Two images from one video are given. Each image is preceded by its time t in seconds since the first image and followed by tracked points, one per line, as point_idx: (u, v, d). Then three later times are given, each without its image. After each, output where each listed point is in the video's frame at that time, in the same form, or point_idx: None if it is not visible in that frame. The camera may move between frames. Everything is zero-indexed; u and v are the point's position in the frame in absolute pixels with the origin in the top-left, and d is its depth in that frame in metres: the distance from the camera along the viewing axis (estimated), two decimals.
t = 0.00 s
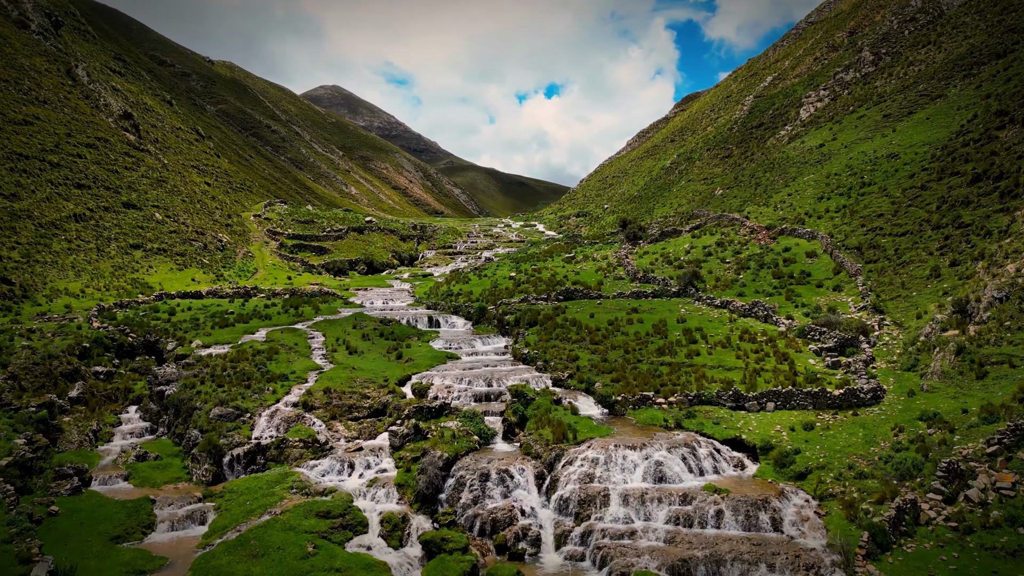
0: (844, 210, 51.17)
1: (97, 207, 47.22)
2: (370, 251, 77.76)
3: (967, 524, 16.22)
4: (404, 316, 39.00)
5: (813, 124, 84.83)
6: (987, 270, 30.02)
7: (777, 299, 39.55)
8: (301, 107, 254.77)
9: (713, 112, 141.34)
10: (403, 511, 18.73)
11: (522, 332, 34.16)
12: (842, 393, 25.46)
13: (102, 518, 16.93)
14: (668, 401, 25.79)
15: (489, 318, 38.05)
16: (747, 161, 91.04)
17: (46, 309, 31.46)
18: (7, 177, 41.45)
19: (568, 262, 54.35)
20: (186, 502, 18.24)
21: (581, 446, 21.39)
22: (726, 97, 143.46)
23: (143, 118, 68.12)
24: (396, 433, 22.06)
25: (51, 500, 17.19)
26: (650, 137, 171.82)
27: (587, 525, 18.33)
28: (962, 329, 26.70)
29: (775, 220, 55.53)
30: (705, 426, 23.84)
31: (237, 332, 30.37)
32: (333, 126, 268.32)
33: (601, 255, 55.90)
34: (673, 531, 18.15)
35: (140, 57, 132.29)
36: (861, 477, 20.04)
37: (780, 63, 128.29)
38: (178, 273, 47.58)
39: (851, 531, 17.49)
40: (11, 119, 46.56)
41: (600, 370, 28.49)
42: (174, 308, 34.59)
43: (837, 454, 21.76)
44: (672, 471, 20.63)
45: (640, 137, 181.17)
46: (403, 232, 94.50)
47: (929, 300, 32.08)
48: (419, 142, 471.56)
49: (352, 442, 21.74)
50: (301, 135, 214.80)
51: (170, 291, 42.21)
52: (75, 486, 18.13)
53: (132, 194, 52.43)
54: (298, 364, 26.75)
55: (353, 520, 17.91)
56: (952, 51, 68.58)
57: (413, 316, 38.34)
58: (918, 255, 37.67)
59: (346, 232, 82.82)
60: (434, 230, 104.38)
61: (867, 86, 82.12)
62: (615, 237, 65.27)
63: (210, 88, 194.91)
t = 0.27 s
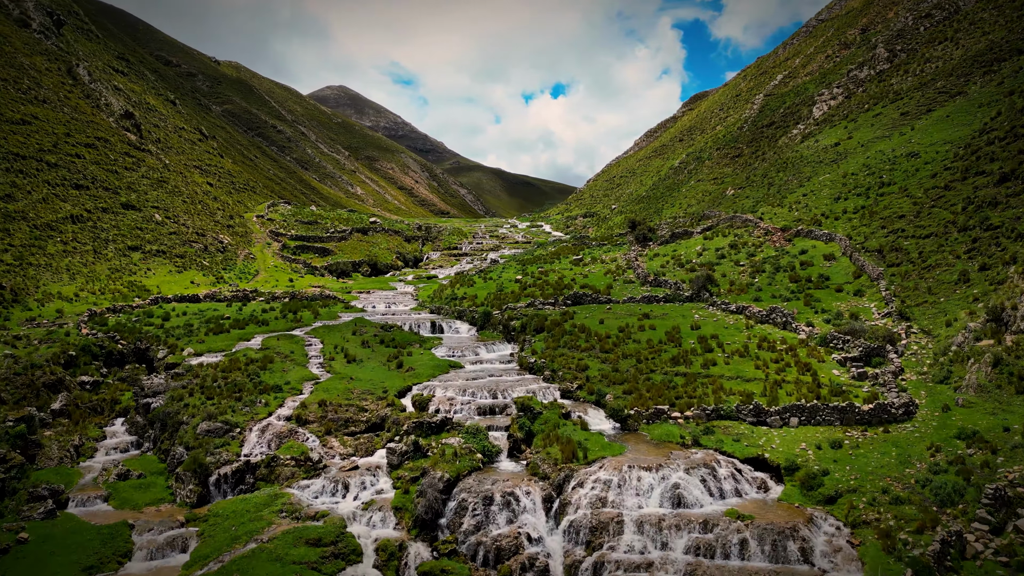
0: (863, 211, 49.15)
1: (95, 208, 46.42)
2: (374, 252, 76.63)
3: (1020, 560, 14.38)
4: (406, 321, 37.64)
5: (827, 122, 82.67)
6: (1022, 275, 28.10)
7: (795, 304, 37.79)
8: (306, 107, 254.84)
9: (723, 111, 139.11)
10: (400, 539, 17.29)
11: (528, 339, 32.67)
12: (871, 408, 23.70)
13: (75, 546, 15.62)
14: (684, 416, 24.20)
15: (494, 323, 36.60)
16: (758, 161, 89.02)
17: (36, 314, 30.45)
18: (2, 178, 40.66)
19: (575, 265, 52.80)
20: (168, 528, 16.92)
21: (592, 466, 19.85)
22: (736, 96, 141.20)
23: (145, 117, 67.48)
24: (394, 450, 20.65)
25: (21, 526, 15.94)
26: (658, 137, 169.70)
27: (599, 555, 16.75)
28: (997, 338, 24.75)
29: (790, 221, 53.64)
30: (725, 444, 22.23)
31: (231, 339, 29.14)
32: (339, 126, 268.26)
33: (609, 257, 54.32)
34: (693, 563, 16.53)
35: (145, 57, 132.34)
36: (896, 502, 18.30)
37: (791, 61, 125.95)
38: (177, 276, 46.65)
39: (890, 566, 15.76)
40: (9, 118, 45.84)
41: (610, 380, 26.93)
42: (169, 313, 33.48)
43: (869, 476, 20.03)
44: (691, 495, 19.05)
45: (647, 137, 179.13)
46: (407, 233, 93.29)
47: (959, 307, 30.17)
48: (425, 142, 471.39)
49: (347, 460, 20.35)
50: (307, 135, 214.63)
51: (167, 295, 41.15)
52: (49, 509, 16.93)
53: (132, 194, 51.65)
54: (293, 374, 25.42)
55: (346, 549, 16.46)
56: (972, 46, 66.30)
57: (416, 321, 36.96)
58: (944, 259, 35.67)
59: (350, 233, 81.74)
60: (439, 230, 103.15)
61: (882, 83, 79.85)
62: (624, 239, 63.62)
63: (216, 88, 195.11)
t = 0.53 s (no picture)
0: (882, 212, 47.06)
1: (92, 209, 45.63)
2: (378, 254, 75.47)
3: None
4: (409, 326, 36.26)
5: (840, 120, 80.50)
6: None
7: (815, 310, 36.01)
8: (313, 107, 254.97)
9: (732, 109, 136.80)
10: (397, 570, 15.81)
11: (535, 346, 31.20)
12: (905, 425, 21.92)
13: None
14: (702, 432, 22.62)
15: (499, 329, 35.15)
16: (770, 160, 86.99)
17: (25, 319, 29.42)
18: None
19: (583, 267, 51.23)
20: (145, 556, 15.45)
21: (604, 489, 18.29)
22: (745, 94, 138.86)
23: (146, 117, 67.08)
24: (392, 469, 19.24)
25: None
26: (666, 136, 167.59)
27: None
28: None
29: (806, 222, 51.72)
30: (747, 464, 20.60)
31: (225, 346, 27.90)
32: (345, 126, 268.25)
33: (618, 259, 52.70)
34: None
35: (151, 58, 132.41)
36: (939, 532, 16.48)
37: (801, 59, 123.56)
38: (176, 278, 45.73)
39: None
40: (6, 118, 45.19)
41: (622, 392, 25.36)
42: (164, 318, 32.35)
43: (906, 501, 18.25)
44: (713, 522, 17.43)
45: (655, 136, 176.95)
46: (412, 234, 92.10)
47: (993, 314, 28.25)
48: (431, 142, 471.16)
49: (341, 480, 18.95)
50: (312, 135, 214.51)
51: (164, 298, 40.11)
52: (19, 535, 15.58)
53: (131, 195, 50.91)
54: (286, 384, 24.08)
55: None
56: (992, 41, 64.00)
57: (419, 327, 35.55)
58: (972, 262, 33.61)
59: (354, 234, 80.68)
60: (444, 231, 101.89)
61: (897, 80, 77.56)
62: (633, 240, 61.96)
63: (222, 88, 195.33)
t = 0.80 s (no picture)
0: (904, 212, 44.79)
1: (89, 210, 45.03)
2: (382, 255, 74.30)
3: None
4: (411, 332, 34.86)
5: (855, 119, 78.32)
6: None
7: (836, 316, 34.24)
8: (319, 108, 255.12)
9: (742, 108, 134.46)
10: None
11: (543, 355, 29.72)
12: (944, 445, 20.01)
13: None
14: (722, 450, 21.01)
15: (505, 335, 33.73)
16: (782, 159, 84.94)
17: (14, 325, 28.41)
18: None
19: (591, 270, 49.64)
20: None
21: (619, 517, 16.77)
22: (755, 93, 136.45)
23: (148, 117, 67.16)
24: (389, 492, 17.78)
25: None
26: (674, 134, 165.37)
27: None
28: None
29: (823, 223, 49.73)
30: (773, 487, 18.94)
31: (218, 355, 26.65)
32: (351, 126, 268.16)
33: (628, 262, 51.06)
34: None
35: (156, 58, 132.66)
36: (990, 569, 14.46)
37: (813, 57, 121.08)
38: (174, 281, 44.87)
39: None
40: (3, 117, 44.64)
41: (635, 406, 23.76)
42: (158, 324, 31.24)
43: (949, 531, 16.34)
44: (738, 555, 15.90)
45: (663, 135, 174.79)
46: (417, 234, 90.90)
47: None
48: (438, 142, 470.68)
49: (334, 504, 17.52)
50: (318, 135, 214.49)
51: (160, 302, 39.10)
52: None
53: (130, 196, 50.37)
54: (279, 397, 22.72)
55: None
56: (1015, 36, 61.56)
57: (421, 333, 34.14)
58: (1004, 266, 31.38)
59: (358, 234, 79.65)
60: (449, 232, 100.59)
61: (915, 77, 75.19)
62: (642, 242, 60.27)
63: (228, 88, 195.68)
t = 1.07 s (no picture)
0: (927, 213, 42.21)
1: (86, 211, 44.48)
2: (386, 257, 73.18)
3: None
4: (413, 339, 33.50)
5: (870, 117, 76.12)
6: None
7: (860, 323, 32.46)
8: (324, 108, 255.36)
9: (751, 107, 132.23)
10: None
11: (551, 364, 28.25)
12: (989, 468, 18.02)
13: None
14: (745, 472, 19.38)
15: (510, 342, 32.31)
16: (794, 159, 82.94)
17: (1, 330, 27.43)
18: None
19: (599, 273, 48.13)
20: None
21: (635, 549, 15.22)
22: (765, 91, 134.25)
23: (150, 117, 68.17)
24: (384, 518, 16.26)
25: None
26: (682, 134, 163.28)
27: None
28: None
29: (842, 225, 47.72)
30: (802, 514, 17.23)
31: (209, 364, 25.41)
32: (357, 126, 268.19)
33: (637, 264, 49.48)
34: None
35: (162, 60, 133.12)
36: None
37: (824, 55, 118.74)
38: (172, 284, 44.01)
39: None
40: None
41: (649, 422, 22.18)
42: (151, 330, 30.16)
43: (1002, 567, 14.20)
44: None
45: (671, 135, 172.80)
46: (422, 235, 89.71)
47: None
48: (444, 142, 470.34)
49: (325, 531, 16.04)
50: (324, 136, 214.55)
51: (156, 306, 38.10)
52: None
53: (129, 196, 50.21)
54: (270, 411, 21.39)
55: None
56: None
57: (424, 339, 32.77)
58: None
59: (362, 236, 78.66)
60: (454, 233, 99.35)
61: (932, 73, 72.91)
62: (652, 244, 58.66)
63: (234, 89, 196.15)
